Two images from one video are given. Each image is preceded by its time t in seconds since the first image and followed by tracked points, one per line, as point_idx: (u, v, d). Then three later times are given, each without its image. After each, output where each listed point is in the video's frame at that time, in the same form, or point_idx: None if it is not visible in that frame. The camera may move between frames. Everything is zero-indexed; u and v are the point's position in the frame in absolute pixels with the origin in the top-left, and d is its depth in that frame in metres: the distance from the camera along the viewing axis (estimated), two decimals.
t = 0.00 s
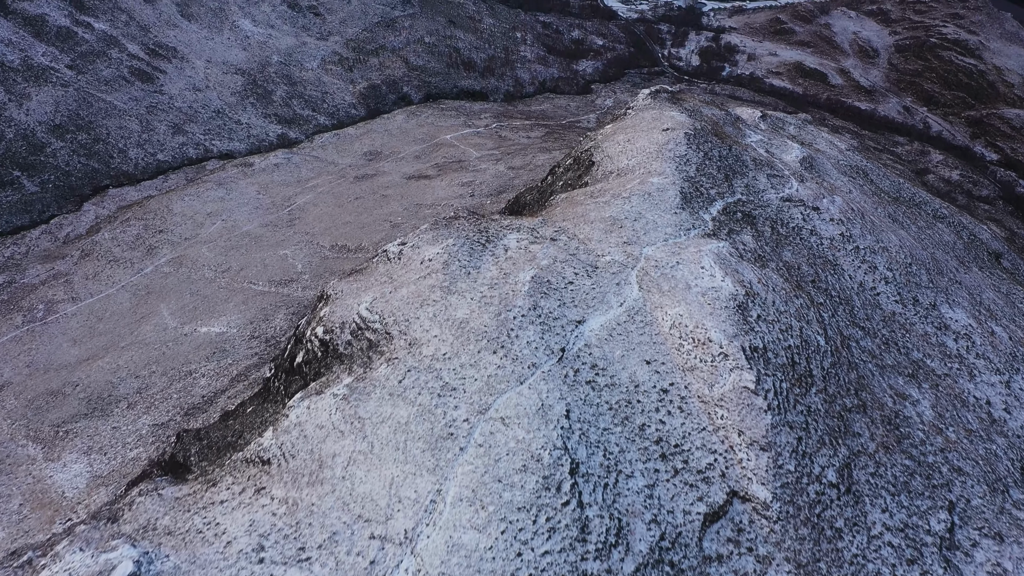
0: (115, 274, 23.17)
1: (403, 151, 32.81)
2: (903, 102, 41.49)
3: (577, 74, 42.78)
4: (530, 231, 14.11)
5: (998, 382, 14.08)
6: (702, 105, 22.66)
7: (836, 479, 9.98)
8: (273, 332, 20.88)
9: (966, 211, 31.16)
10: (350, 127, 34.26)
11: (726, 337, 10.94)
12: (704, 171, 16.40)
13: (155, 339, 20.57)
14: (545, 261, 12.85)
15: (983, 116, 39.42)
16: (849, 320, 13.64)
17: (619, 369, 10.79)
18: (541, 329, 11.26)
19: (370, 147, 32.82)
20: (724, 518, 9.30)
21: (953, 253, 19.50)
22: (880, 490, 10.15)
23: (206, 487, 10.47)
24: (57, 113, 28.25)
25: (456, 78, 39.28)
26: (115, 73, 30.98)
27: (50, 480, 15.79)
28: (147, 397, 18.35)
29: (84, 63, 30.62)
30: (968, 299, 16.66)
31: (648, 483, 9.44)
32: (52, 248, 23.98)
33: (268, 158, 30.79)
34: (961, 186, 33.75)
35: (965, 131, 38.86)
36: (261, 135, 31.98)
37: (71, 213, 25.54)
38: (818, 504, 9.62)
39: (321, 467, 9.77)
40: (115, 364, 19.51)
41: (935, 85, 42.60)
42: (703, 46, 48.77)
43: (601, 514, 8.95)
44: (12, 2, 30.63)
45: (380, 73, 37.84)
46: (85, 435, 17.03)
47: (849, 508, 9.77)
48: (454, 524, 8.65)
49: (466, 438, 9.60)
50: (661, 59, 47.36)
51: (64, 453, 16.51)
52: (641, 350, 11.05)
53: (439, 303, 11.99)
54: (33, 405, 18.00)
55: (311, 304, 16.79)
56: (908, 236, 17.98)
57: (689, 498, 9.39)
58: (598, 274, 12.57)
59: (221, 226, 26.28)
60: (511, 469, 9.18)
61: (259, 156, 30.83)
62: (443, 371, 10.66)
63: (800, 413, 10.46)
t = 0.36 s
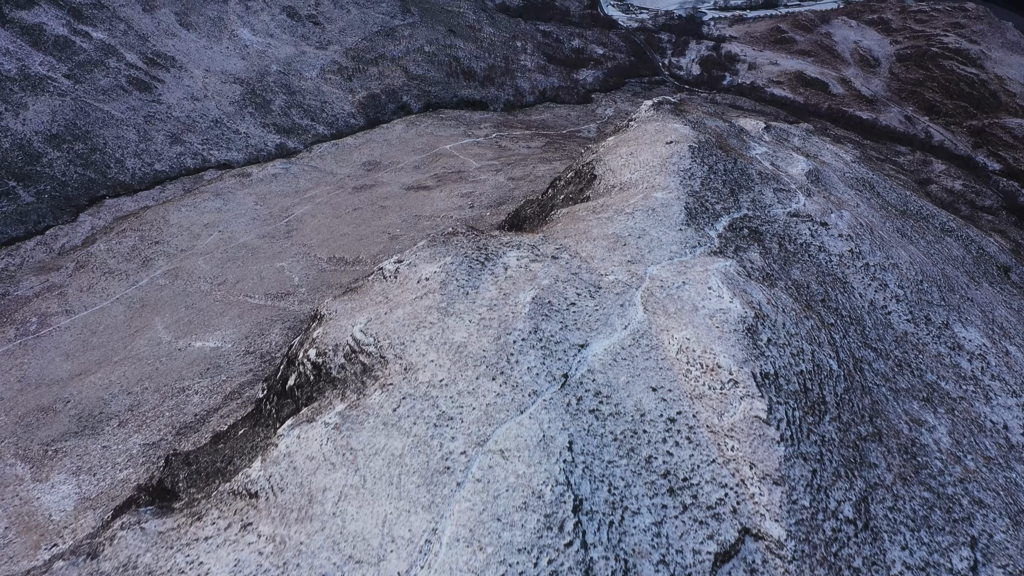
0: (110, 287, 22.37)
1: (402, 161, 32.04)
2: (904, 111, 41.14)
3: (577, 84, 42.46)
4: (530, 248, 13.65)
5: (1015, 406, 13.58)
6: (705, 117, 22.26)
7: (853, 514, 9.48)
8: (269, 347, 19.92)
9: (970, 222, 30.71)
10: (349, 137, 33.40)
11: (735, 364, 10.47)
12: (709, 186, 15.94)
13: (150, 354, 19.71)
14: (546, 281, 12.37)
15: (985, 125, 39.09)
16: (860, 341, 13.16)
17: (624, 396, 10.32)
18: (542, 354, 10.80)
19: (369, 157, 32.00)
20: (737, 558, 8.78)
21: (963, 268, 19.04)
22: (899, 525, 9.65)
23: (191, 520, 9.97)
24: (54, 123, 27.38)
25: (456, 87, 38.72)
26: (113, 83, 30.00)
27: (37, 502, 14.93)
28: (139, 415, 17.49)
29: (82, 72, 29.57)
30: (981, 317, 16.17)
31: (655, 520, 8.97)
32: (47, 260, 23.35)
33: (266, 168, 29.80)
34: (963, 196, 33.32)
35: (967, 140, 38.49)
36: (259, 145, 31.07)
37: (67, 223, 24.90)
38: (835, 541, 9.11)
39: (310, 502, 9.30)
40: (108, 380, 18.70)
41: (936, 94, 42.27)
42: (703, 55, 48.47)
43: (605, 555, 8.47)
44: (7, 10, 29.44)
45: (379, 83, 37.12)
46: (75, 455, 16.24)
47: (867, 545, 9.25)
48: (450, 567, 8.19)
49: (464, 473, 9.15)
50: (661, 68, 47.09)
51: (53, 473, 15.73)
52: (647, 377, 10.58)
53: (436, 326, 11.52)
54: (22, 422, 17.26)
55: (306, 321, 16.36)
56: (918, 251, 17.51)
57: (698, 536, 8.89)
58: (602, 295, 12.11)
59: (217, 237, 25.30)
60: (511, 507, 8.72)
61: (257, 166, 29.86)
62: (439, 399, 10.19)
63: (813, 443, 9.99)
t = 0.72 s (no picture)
0: (105, 304, 21.91)
1: (401, 175, 31.69)
2: (905, 126, 40.94)
3: (577, 98, 42.30)
4: (531, 271, 13.21)
5: None
6: (708, 133, 21.93)
7: (873, 558, 8.95)
8: (264, 368, 19.26)
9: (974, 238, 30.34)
10: (348, 151, 33.07)
11: (745, 397, 10.00)
12: (714, 206, 15.53)
13: (142, 374, 19.15)
14: (547, 306, 11.93)
15: (987, 140, 38.84)
16: (873, 368, 12.70)
17: (630, 431, 9.84)
18: (543, 385, 10.34)
19: (368, 172, 31.65)
20: None
21: (973, 288, 18.61)
22: (921, 569, 9.12)
23: (173, 562, 9.50)
24: (51, 137, 27.04)
25: (456, 101, 38.47)
26: (110, 97, 29.56)
27: (21, 531, 14.31)
28: (130, 438, 16.89)
29: (79, 86, 29.14)
30: (995, 341, 15.71)
31: (664, 566, 8.46)
32: (41, 276, 22.97)
33: (264, 183, 29.37)
34: (966, 211, 32.99)
35: (969, 154, 38.22)
36: (257, 159, 30.65)
37: (63, 239, 24.54)
38: None
39: (299, 545, 8.83)
40: (99, 401, 18.14)
41: (937, 109, 42.08)
42: (703, 69, 48.34)
43: None
44: (6, 25, 29.06)
45: (379, 97, 36.63)
46: (62, 480, 15.66)
47: None
48: None
49: (461, 515, 8.69)
50: (661, 82, 46.98)
51: (39, 499, 15.14)
52: (654, 410, 10.10)
53: (434, 354, 11.07)
54: (10, 445, 16.74)
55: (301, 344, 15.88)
56: (928, 272, 17.09)
57: None
58: (605, 321, 11.66)
59: (214, 253, 24.82)
60: (510, 553, 8.26)
61: (255, 181, 29.45)
62: (436, 434, 9.72)
63: (829, 481, 9.49)
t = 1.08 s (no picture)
0: (98, 325, 21.37)
1: (400, 195, 31.40)
2: (905, 144, 40.82)
3: (577, 117, 42.23)
4: (531, 298, 12.77)
5: None
6: (711, 154, 21.61)
7: None
8: (258, 392, 18.61)
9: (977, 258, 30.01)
10: (347, 170, 32.79)
11: (757, 435, 9.53)
12: (719, 230, 15.16)
13: (134, 398, 18.53)
14: (549, 337, 11.46)
15: (988, 159, 38.67)
16: (887, 400, 12.22)
17: (635, 472, 9.34)
18: (544, 423, 9.87)
19: (366, 191, 31.33)
20: None
21: (983, 313, 18.17)
22: None
23: None
24: (48, 155, 26.74)
25: (456, 120, 38.33)
26: (108, 115, 29.31)
27: (4, 565, 13.74)
28: (119, 467, 16.27)
29: (78, 105, 28.92)
30: (1010, 369, 15.21)
31: None
32: (35, 297, 22.59)
33: (262, 202, 28.97)
34: (968, 230, 32.68)
35: (970, 173, 38.01)
36: (256, 178, 30.36)
37: (58, 259, 24.19)
38: None
39: None
40: (89, 427, 17.52)
41: (938, 127, 41.96)
42: (703, 87, 48.34)
43: None
44: (5, 44, 29.05)
45: (378, 115, 36.49)
46: (48, 511, 15.07)
47: None
48: None
49: (457, 566, 8.20)
50: (661, 100, 46.96)
51: (24, 531, 14.58)
52: (661, 449, 9.61)
53: (430, 388, 10.59)
54: None
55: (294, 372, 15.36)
56: (938, 297, 16.66)
57: None
58: (609, 353, 11.21)
59: (210, 273, 24.29)
60: None
61: (253, 200, 29.07)
62: (431, 476, 9.23)
63: (847, 526, 8.97)
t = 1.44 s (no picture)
0: (92, 347, 20.88)
1: (399, 215, 31.09)
2: (906, 163, 40.69)
3: (577, 136, 42.15)
4: (532, 327, 12.32)
5: None
6: (714, 176, 21.29)
7: None
8: (252, 419, 18.02)
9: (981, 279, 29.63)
10: (346, 190, 32.52)
11: (770, 478, 9.04)
12: (725, 255, 14.77)
13: (126, 424, 17.97)
14: (550, 370, 10.99)
15: (989, 178, 38.47)
16: (904, 435, 11.72)
17: (642, 518, 8.82)
18: (546, 465, 9.39)
19: (365, 211, 31.02)
20: None
21: (995, 339, 17.72)
22: None
23: None
24: (45, 175, 26.47)
25: (456, 139, 38.19)
26: (107, 134, 29.10)
27: None
28: (107, 497, 15.67)
29: (76, 124, 28.75)
30: None
31: None
32: (29, 318, 22.17)
33: (260, 222, 28.64)
34: (971, 250, 32.33)
35: (971, 193, 37.80)
36: (254, 198, 30.05)
37: (53, 279, 23.82)
38: None
39: None
40: (79, 453, 16.96)
41: (938, 147, 41.83)
42: (703, 107, 48.34)
43: None
44: (5, 63, 28.96)
45: (378, 135, 36.34)
46: (32, 544, 14.45)
47: None
48: None
49: None
50: (661, 120, 46.94)
51: (7, 565, 13.97)
52: (669, 492, 9.11)
53: (427, 426, 10.09)
54: None
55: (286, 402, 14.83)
56: (949, 323, 16.21)
57: None
58: (613, 387, 10.75)
59: (206, 295, 23.83)
60: None
61: (251, 220, 28.74)
62: (426, 522, 8.71)
63: None
